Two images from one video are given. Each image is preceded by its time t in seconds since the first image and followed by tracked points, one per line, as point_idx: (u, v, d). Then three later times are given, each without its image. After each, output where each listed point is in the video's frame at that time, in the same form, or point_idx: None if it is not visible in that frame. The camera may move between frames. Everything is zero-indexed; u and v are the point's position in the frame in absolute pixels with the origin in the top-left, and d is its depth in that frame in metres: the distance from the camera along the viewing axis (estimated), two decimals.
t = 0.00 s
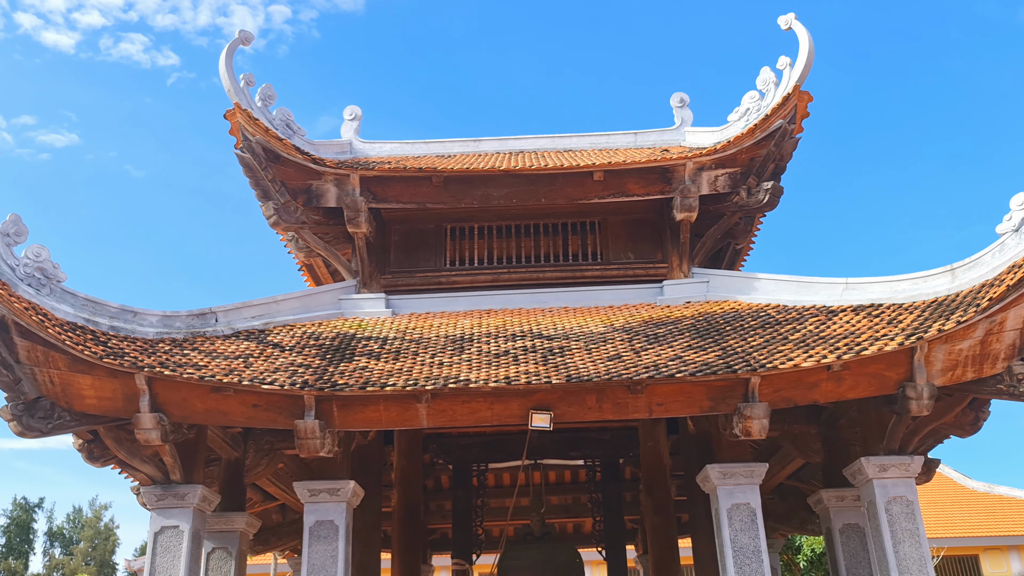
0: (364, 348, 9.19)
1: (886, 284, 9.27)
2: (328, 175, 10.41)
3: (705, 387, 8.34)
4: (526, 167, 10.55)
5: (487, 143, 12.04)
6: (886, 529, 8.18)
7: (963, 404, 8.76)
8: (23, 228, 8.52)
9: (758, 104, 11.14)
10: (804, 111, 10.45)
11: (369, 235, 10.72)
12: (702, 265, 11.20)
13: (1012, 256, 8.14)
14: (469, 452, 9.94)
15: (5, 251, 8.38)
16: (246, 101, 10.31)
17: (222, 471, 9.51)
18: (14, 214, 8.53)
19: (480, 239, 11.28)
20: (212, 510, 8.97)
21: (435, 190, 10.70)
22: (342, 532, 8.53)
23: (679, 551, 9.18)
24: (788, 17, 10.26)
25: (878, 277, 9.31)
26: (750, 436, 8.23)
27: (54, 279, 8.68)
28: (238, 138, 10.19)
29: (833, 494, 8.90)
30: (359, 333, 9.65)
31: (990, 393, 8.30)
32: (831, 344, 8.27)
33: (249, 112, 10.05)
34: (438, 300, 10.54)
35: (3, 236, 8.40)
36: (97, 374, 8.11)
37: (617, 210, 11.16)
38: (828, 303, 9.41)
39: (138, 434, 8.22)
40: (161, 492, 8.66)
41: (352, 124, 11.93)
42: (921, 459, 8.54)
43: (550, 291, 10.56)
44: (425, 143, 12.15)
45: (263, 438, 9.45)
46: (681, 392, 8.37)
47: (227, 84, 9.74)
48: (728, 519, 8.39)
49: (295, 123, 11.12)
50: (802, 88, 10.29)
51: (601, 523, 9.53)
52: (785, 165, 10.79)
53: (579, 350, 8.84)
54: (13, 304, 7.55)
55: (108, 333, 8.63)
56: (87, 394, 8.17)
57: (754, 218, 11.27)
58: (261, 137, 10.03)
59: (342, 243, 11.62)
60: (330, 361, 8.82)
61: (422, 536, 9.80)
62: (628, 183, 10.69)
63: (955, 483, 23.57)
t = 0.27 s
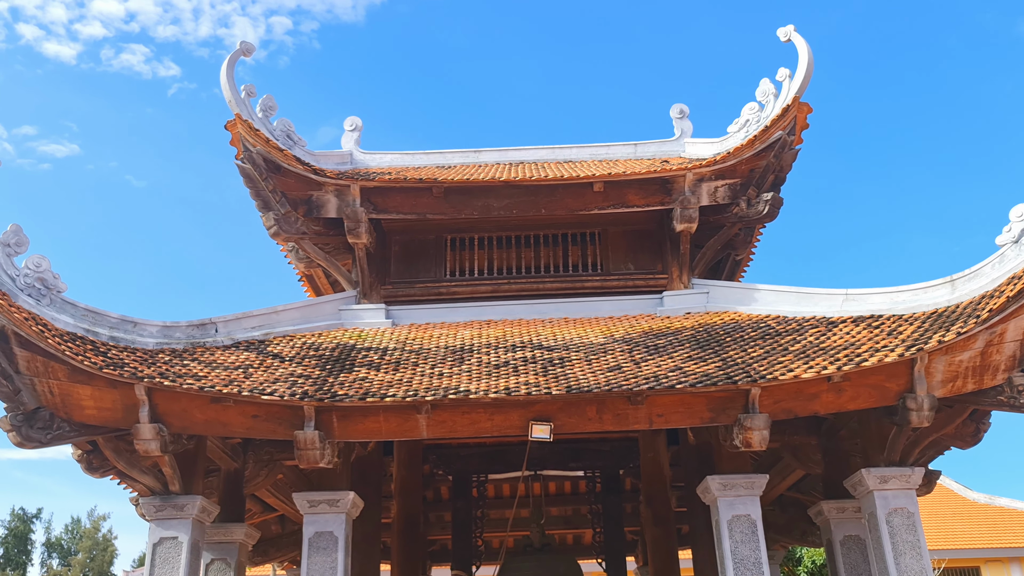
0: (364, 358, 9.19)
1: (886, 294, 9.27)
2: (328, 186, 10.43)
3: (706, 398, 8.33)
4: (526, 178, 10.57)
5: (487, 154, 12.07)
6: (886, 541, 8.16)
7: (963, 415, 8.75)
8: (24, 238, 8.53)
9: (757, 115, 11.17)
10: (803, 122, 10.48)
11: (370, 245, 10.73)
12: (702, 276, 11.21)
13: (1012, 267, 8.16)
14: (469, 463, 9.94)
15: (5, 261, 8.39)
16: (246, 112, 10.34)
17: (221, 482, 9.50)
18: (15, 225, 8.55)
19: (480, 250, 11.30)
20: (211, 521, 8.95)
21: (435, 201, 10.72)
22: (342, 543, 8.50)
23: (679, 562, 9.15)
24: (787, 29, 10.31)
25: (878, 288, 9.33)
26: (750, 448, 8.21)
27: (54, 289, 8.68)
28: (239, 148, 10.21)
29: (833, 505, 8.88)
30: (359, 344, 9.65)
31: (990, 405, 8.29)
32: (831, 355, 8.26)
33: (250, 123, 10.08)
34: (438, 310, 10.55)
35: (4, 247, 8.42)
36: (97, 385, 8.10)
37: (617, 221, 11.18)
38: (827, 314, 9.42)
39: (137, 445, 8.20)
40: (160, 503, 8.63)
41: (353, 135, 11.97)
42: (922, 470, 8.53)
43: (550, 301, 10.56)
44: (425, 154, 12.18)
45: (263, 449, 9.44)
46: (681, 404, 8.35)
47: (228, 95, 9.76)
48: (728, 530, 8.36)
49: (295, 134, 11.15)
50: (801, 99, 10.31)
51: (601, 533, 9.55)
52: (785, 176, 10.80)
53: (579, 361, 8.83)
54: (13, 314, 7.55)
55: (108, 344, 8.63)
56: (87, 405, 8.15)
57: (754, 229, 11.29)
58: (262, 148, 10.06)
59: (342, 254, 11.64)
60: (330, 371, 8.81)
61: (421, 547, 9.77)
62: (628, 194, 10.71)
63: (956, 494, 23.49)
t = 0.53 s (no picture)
0: (363, 365, 9.18)
1: (886, 301, 9.27)
2: (328, 193, 10.44)
3: (705, 405, 8.31)
4: (526, 185, 10.57)
5: (486, 161, 12.09)
6: (887, 548, 8.14)
7: (964, 422, 8.73)
8: (23, 245, 8.53)
9: (757, 122, 11.18)
10: (803, 129, 10.48)
11: (369, 252, 10.74)
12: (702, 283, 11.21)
13: (1011, 274, 8.16)
14: (468, 470, 9.94)
15: (5, 267, 8.39)
16: (246, 118, 10.35)
17: (220, 489, 9.48)
18: (14, 231, 8.54)
19: (480, 256, 11.30)
20: (209, 528, 8.93)
21: (435, 208, 10.72)
22: (340, 550, 8.47)
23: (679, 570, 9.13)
24: (787, 36, 10.32)
25: (878, 295, 9.33)
26: (749, 455, 8.20)
27: (53, 296, 8.67)
28: (239, 155, 10.22)
29: (834, 513, 8.86)
30: (358, 350, 9.64)
31: (990, 412, 8.28)
32: (830, 362, 8.25)
33: (250, 130, 10.09)
34: (438, 317, 10.54)
35: (3, 253, 8.41)
36: (95, 391, 8.08)
37: (616, 227, 11.19)
38: (827, 321, 9.41)
39: (136, 451, 8.17)
40: (158, 509, 8.61)
41: (352, 142, 11.98)
42: (922, 477, 8.51)
43: (549, 308, 10.56)
44: (425, 160, 12.19)
45: (262, 455, 9.43)
46: (681, 410, 8.34)
47: (228, 101, 9.78)
48: (728, 537, 8.34)
49: (295, 140, 11.17)
50: (801, 106, 10.33)
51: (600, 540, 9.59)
52: (784, 183, 10.81)
53: (579, 367, 8.82)
54: (12, 320, 7.54)
55: (106, 350, 8.62)
56: (85, 411, 8.14)
57: (754, 236, 11.30)
58: (262, 154, 10.06)
59: (342, 260, 11.64)
60: (329, 378, 8.80)
61: (421, 554, 9.75)
62: (628, 201, 10.72)
63: (957, 502, 23.42)
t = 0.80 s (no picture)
0: (362, 369, 9.17)
1: (885, 305, 9.27)
2: (327, 196, 10.44)
3: (704, 409, 8.30)
4: (525, 189, 10.57)
5: (486, 165, 12.09)
6: (886, 553, 8.12)
7: (963, 427, 8.73)
8: (22, 248, 8.53)
9: (756, 126, 11.20)
10: (802, 133, 10.49)
11: (368, 255, 10.74)
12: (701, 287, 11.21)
13: (1011, 279, 8.16)
14: (466, 474, 9.96)
15: (3, 271, 8.39)
16: (246, 122, 10.36)
17: (218, 493, 9.47)
18: (13, 234, 8.54)
19: (480, 260, 11.30)
20: (208, 532, 8.91)
21: (434, 212, 10.73)
22: (338, 555, 8.46)
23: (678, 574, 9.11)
24: (786, 40, 10.33)
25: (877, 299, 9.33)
26: (748, 459, 8.18)
27: (52, 299, 8.67)
28: (238, 158, 10.21)
29: (833, 517, 8.85)
30: (357, 354, 9.64)
31: (989, 416, 8.28)
32: (830, 366, 8.25)
33: (249, 134, 10.10)
34: (437, 321, 10.54)
35: (2, 256, 8.42)
36: (94, 395, 8.07)
37: (616, 231, 11.20)
38: (826, 325, 9.42)
39: (134, 455, 8.15)
40: (156, 513, 8.59)
41: (352, 146, 11.98)
42: (921, 482, 8.50)
43: (549, 312, 10.56)
44: (425, 164, 12.20)
45: (260, 460, 9.42)
46: (680, 415, 8.32)
47: (228, 105, 9.79)
48: (727, 541, 8.33)
49: (294, 144, 11.18)
50: (800, 110, 10.34)
51: (597, 543, 9.64)
52: (783, 187, 10.81)
53: (578, 371, 8.81)
54: (11, 324, 7.54)
55: (105, 353, 8.62)
56: (83, 415, 8.12)
57: (753, 240, 11.30)
58: (261, 158, 10.07)
59: (341, 264, 11.65)
60: (327, 382, 8.79)
61: (420, 559, 9.73)
62: (627, 205, 10.72)
63: (957, 507, 23.39)
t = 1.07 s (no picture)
0: (360, 373, 9.15)
1: (884, 310, 9.27)
2: (326, 201, 10.44)
3: (703, 414, 8.29)
4: (524, 193, 10.57)
5: (485, 169, 12.10)
6: (885, 558, 8.10)
7: (962, 432, 8.72)
8: (20, 252, 8.52)
9: (755, 131, 11.21)
10: (801, 138, 10.50)
11: (367, 260, 10.73)
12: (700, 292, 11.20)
13: (1010, 283, 8.16)
14: (465, 479, 9.98)
15: (1, 275, 8.38)
16: (244, 126, 10.36)
17: (216, 497, 9.45)
18: (11, 238, 8.53)
19: (479, 264, 11.30)
20: (205, 537, 8.88)
21: (433, 216, 10.73)
22: (337, 560, 8.43)
23: None
24: (785, 45, 10.34)
25: (876, 304, 9.33)
26: (747, 464, 8.17)
27: (50, 303, 8.66)
28: (237, 163, 10.21)
29: (832, 522, 8.84)
30: (356, 359, 9.62)
31: (989, 421, 8.27)
32: (829, 371, 8.24)
33: (248, 138, 10.09)
34: (436, 325, 10.53)
35: None
36: (91, 399, 8.06)
37: (615, 236, 11.20)
38: (825, 330, 9.41)
39: (131, 460, 8.13)
40: (154, 518, 8.56)
41: (351, 150, 11.98)
42: (921, 487, 8.48)
43: (548, 316, 10.55)
44: (424, 169, 12.20)
45: (258, 464, 9.40)
46: (679, 419, 8.31)
47: (227, 109, 9.79)
48: (726, 547, 8.31)
49: (293, 149, 11.18)
50: (799, 115, 10.34)
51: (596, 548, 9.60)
52: (783, 192, 10.82)
53: (577, 376, 8.79)
54: (9, 328, 7.53)
55: (103, 358, 8.60)
56: (81, 419, 8.10)
57: (752, 244, 11.30)
58: (260, 162, 10.06)
59: (340, 268, 11.65)
60: (326, 386, 8.77)
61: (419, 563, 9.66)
62: (626, 210, 10.72)
63: (957, 512, 23.35)
